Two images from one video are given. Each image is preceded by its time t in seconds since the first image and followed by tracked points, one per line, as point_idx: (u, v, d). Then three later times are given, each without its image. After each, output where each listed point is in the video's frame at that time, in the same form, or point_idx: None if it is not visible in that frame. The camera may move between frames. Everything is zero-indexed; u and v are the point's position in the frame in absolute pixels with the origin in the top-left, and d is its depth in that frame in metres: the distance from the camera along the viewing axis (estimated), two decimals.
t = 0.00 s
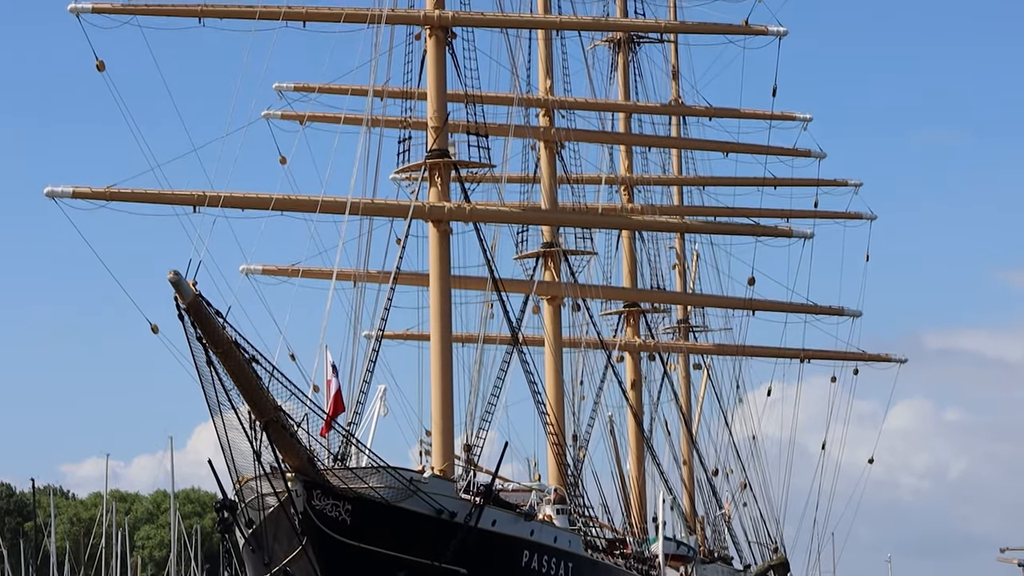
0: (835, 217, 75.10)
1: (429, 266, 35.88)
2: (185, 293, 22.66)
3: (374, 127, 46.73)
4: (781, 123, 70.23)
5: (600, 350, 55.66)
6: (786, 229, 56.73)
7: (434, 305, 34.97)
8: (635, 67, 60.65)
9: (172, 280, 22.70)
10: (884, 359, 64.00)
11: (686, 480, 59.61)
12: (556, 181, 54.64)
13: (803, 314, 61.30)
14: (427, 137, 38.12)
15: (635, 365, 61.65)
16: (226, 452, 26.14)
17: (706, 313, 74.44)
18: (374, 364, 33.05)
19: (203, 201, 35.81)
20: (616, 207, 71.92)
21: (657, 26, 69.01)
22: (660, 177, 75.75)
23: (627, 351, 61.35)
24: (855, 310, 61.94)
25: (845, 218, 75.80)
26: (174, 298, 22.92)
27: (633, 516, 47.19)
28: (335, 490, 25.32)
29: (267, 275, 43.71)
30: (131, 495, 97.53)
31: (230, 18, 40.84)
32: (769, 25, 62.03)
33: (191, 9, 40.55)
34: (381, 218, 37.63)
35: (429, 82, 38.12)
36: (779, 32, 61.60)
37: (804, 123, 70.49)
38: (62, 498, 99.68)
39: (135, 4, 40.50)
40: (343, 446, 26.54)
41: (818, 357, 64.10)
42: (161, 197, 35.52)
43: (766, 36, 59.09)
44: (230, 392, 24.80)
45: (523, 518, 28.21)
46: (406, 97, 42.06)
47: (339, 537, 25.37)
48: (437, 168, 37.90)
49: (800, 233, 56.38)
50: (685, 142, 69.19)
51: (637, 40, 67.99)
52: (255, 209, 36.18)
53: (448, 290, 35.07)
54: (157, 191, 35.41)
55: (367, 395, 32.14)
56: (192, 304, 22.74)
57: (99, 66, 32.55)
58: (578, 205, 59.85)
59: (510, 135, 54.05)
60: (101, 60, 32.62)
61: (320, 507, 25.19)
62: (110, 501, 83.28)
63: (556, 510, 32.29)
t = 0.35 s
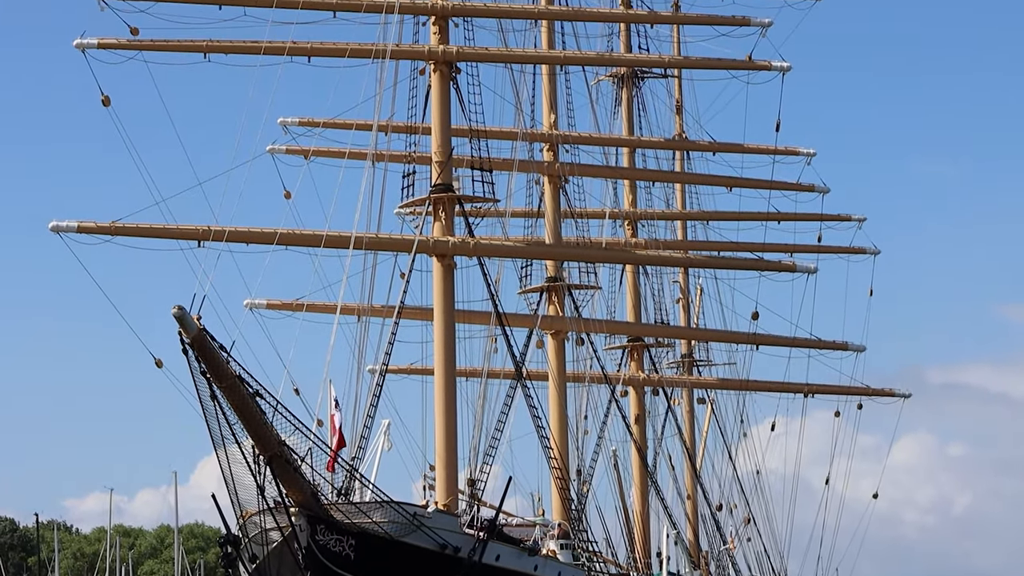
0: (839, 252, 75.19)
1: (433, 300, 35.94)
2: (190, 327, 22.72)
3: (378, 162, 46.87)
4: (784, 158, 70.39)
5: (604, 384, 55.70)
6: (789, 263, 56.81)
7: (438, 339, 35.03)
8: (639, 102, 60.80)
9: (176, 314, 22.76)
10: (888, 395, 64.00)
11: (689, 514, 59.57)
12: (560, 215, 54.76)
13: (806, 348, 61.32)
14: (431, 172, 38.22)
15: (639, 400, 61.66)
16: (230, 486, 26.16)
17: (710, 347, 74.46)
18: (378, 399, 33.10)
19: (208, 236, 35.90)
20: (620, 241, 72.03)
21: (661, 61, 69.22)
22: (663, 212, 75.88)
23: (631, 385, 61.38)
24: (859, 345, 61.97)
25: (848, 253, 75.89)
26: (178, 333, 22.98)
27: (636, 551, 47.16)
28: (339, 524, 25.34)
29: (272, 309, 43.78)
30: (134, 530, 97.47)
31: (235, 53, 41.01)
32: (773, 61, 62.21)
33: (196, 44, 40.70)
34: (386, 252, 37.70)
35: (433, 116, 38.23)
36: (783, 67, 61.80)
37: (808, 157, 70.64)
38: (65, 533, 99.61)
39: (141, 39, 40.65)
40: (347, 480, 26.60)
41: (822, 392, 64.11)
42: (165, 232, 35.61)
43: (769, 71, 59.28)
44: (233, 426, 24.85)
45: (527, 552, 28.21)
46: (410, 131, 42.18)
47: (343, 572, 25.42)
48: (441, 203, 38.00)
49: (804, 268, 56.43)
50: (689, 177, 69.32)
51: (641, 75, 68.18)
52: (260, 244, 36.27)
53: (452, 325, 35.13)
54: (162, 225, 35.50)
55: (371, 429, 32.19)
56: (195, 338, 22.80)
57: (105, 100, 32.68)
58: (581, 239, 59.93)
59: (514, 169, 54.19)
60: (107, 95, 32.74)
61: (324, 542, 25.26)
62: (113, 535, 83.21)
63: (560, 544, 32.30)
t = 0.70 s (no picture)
0: (843, 292, 75.09)
1: (438, 341, 35.82)
2: (193, 367, 22.61)
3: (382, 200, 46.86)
4: (788, 197, 70.32)
5: (608, 424, 55.55)
6: (794, 303, 56.71)
7: (442, 379, 34.91)
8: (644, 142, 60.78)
9: (179, 355, 22.66)
10: (893, 435, 63.83)
11: (694, 555, 59.34)
12: (564, 255, 54.66)
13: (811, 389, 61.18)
14: (435, 211, 38.14)
15: (643, 441, 61.49)
16: (233, 527, 25.98)
17: (715, 388, 74.33)
18: (382, 439, 32.95)
19: (212, 275, 35.80)
20: (624, 281, 71.94)
21: (665, 101, 69.21)
22: (667, 252, 75.79)
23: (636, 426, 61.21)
24: (863, 385, 61.82)
25: (852, 293, 75.81)
26: (182, 373, 22.87)
27: None
28: (342, 565, 25.21)
29: (276, 349, 43.67)
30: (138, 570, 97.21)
31: (240, 92, 40.98)
32: (777, 101, 62.19)
33: (201, 83, 40.68)
34: (390, 292, 37.57)
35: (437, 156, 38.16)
36: (787, 107, 61.78)
37: (812, 198, 70.64)
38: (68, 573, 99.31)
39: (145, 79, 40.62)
40: (350, 520, 26.47)
41: (827, 433, 63.91)
42: (169, 271, 35.53)
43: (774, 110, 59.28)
44: (237, 466, 24.72)
45: None
46: (414, 171, 42.13)
47: None
48: (445, 242, 37.91)
49: (809, 308, 56.34)
50: (693, 217, 69.28)
51: (645, 115, 68.18)
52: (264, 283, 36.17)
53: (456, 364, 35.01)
54: (165, 265, 35.41)
55: (375, 470, 32.05)
56: (199, 378, 22.68)
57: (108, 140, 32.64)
58: (585, 280, 59.85)
59: (518, 209, 54.12)
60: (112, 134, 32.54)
61: None
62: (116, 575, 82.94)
63: None
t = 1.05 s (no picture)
0: (847, 332, 74.99)
1: (442, 381, 35.71)
2: (197, 408, 22.52)
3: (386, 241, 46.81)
4: (792, 238, 70.27)
5: (612, 464, 55.38)
6: (798, 344, 56.62)
7: (446, 420, 34.80)
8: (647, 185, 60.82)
9: (183, 396, 22.56)
10: (898, 476, 63.63)
11: None
12: (567, 295, 54.57)
13: (815, 429, 61.03)
14: (439, 252, 38.05)
15: (647, 481, 61.31)
16: (236, 567, 25.85)
17: (719, 429, 74.16)
18: (386, 480, 32.83)
19: (215, 315, 35.73)
20: (628, 321, 71.83)
21: (669, 142, 69.20)
22: (672, 292, 75.71)
23: (640, 467, 61.04)
24: (868, 426, 61.63)
25: (857, 334, 75.70)
26: (185, 415, 22.78)
27: None
28: None
29: (279, 390, 43.56)
30: None
31: (244, 133, 40.98)
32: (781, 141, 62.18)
33: (205, 124, 40.68)
34: (394, 331, 37.47)
35: (441, 197, 38.11)
36: (791, 148, 61.78)
37: (816, 238, 70.59)
38: None
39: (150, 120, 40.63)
40: (354, 561, 26.35)
41: (831, 473, 63.71)
42: (173, 312, 35.45)
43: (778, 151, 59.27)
44: (241, 507, 24.59)
45: None
46: (418, 211, 42.08)
47: None
48: (449, 282, 37.82)
49: (814, 349, 56.23)
50: (697, 257, 69.21)
51: (649, 155, 68.15)
52: (268, 323, 36.09)
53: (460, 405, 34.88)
54: (169, 305, 35.34)
55: (379, 510, 31.93)
56: (203, 420, 22.58)
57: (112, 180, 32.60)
58: (589, 320, 59.75)
59: (522, 249, 54.05)
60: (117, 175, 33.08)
61: None
62: None
63: None
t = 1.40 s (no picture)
0: (850, 380, 75.10)
1: (446, 428, 35.90)
2: (199, 456, 22.73)
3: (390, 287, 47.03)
4: (794, 285, 70.53)
5: (615, 511, 55.49)
6: (801, 391, 56.80)
7: (450, 466, 34.98)
8: (648, 233, 61.14)
9: (186, 444, 22.77)
10: (901, 523, 63.68)
11: None
12: (570, 342, 54.77)
13: (818, 476, 61.13)
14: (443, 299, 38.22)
15: (650, 528, 61.39)
16: None
17: (721, 475, 74.26)
18: (389, 527, 33.01)
19: (218, 362, 35.96)
20: (631, 368, 72.01)
21: (671, 190, 69.52)
22: (674, 340, 75.90)
23: (643, 514, 61.14)
24: (870, 473, 61.74)
25: (859, 381, 75.82)
26: (188, 463, 22.99)
27: None
28: None
29: (282, 436, 43.74)
30: None
31: (247, 180, 41.28)
32: (782, 189, 62.48)
33: (208, 171, 41.00)
34: (397, 378, 37.65)
35: (443, 244, 38.37)
36: (792, 195, 62.07)
37: (818, 285, 70.84)
38: None
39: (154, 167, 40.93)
40: None
41: (834, 521, 63.80)
42: (176, 358, 35.69)
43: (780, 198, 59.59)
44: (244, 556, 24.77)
45: None
46: (422, 258, 42.31)
47: None
48: (453, 328, 38.02)
49: (816, 396, 56.42)
50: (699, 304, 69.43)
51: (651, 202, 68.47)
52: (271, 370, 36.31)
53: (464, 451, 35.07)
54: (173, 353, 35.59)
55: (382, 557, 32.09)
56: (205, 469, 22.77)
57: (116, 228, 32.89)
58: (592, 367, 59.96)
59: (525, 296, 54.30)
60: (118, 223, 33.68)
61: None
62: None
63: None
